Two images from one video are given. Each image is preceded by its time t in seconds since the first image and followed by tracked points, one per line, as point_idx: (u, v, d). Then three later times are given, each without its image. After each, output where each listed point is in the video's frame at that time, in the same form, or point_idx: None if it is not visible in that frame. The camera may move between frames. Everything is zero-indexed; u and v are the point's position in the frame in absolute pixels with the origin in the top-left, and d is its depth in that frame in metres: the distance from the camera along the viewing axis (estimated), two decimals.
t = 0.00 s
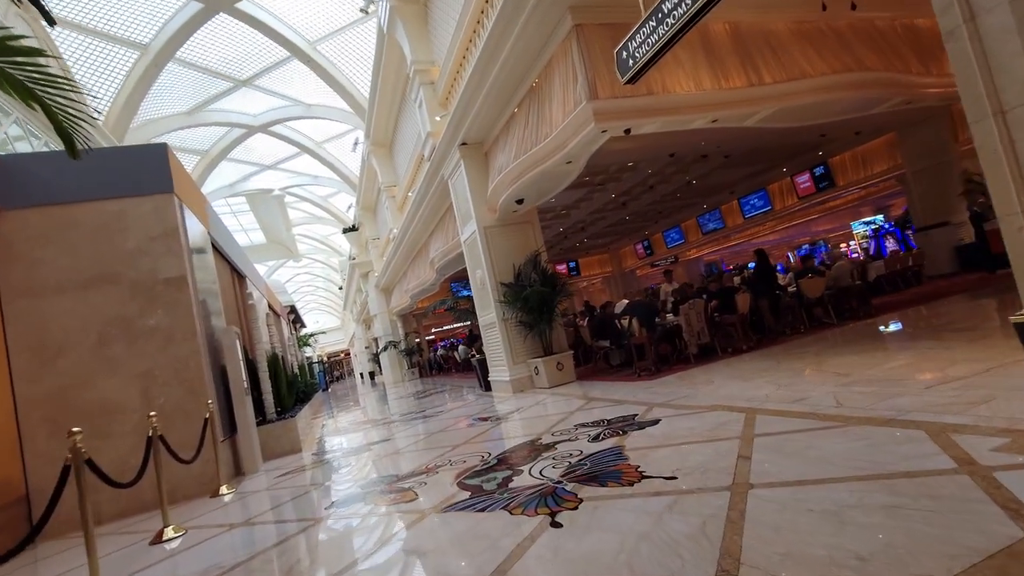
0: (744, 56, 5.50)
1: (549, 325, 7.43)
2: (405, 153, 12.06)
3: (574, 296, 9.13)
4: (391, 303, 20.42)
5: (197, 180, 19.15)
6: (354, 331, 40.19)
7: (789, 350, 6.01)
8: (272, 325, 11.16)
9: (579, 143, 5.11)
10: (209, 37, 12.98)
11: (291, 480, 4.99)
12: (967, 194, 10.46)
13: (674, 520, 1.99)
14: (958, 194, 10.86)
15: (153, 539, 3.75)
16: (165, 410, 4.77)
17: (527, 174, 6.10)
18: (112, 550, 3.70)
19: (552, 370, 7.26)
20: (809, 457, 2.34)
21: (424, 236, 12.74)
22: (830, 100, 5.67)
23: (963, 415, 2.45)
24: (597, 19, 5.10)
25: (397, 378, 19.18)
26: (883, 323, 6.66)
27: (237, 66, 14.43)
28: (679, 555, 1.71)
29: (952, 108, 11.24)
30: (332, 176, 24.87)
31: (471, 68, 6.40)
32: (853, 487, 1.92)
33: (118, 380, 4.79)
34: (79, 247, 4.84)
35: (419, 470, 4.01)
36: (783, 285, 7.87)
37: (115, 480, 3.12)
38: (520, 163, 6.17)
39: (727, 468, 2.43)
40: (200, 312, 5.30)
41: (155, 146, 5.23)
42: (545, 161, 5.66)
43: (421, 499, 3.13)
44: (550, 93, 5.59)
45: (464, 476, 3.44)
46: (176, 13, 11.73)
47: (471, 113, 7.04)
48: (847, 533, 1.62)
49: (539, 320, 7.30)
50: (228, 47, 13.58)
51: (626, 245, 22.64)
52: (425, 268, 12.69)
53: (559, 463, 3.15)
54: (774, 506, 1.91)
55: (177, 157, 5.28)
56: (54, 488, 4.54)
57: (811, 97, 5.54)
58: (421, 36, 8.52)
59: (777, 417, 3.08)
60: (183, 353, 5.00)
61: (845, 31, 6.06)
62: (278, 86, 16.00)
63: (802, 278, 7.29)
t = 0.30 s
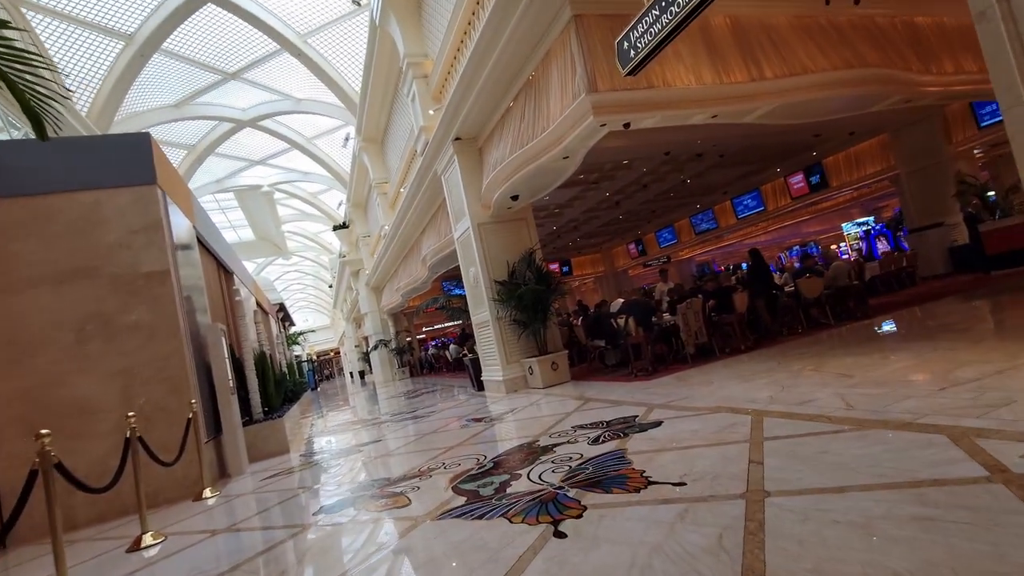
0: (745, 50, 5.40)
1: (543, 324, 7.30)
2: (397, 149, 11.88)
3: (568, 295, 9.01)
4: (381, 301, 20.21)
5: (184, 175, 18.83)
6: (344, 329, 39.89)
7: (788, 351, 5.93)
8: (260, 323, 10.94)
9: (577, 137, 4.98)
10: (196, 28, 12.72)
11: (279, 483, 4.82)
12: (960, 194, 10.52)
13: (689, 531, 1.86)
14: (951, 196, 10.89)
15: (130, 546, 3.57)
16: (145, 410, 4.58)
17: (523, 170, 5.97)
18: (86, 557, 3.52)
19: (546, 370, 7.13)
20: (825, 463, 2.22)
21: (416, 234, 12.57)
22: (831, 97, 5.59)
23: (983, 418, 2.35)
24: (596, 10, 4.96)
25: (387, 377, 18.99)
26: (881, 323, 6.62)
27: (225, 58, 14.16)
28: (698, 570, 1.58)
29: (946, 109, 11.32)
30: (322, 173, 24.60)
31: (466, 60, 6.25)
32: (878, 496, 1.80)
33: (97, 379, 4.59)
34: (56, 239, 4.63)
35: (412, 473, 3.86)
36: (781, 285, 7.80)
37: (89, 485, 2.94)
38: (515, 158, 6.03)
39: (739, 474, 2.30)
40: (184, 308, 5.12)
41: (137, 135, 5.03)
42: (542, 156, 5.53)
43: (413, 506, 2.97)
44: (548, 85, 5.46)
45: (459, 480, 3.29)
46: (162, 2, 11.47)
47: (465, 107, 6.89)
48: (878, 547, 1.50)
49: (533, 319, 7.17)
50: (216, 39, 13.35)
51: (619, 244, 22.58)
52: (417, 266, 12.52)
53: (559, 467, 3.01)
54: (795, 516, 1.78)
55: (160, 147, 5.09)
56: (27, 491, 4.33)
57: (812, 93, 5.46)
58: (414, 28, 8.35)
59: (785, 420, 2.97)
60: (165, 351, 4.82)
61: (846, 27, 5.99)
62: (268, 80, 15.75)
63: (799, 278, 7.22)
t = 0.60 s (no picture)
0: (742, 47, 5.32)
1: (535, 324, 7.18)
2: (388, 146, 11.71)
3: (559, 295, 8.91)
4: (370, 300, 20.00)
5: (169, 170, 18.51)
6: (331, 328, 39.55)
7: (782, 353, 5.86)
8: (245, 321, 10.71)
9: (572, 133, 4.88)
10: (182, 19, 12.47)
11: (263, 487, 4.65)
12: (951, 199, 10.47)
13: (698, 543, 1.75)
14: (940, 200, 10.95)
15: (102, 554, 3.39)
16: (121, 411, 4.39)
17: (517, 167, 5.85)
18: (55, 566, 3.34)
19: (538, 371, 7.01)
20: (836, 470, 2.12)
21: (406, 232, 12.40)
22: (827, 97, 5.54)
23: (997, 423, 2.26)
24: (593, 4, 4.85)
25: (375, 377, 18.81)
26: (875, 326, 6.58)
27: (212, 51, 13.91)
28: None
29: (935, 114, 11.35)
30: (311, 170, 24.32)
31: (460, 54, 6.12)
32: (897, 507, 1.71)
33: (71, 378, 4.40)
34: (27, 232, 4.41)
35: (401, 478, 3.72)
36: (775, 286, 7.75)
37: (57, 491, 2.77)
38: (509, 154, 5.91)
39: (747, 481, 2.20)
40: (165, 305, 4.94)
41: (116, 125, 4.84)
42: (537, 152, 5.42)
43: (402, 514, 2.82)
44: (543, 81, 5.34)
45: (451, 486, 3.15)
46: None
47: (457, 103, 6.76)
48: (905, 564, 1.40)
49: (525, 319, 7.05)
50: (202, 32, 13.10)
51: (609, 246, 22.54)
52: (407, 265, 12.35)
53: (554, 472, 2.89)
54: (812, 529, 1.68)
55: (140, 137, 4.91)
56: None
57: (809, 92, 5.40)
58: (406, 22, 8.21)
59: (787, 424, 2.88)
60: (144, 349, 4.64)
61: (844, 27, 5.95)
62: (255, 74, 15.50)
63: (793, 280, 7.17)
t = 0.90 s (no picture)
0: (742, 47, 5.25)
1: (526, 324, 7.07)
2: (378, 141, 11.54)
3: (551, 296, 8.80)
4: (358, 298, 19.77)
5: (154, 162, 18.16)
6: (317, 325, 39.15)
7: (776, 357, 5.81)
8: (229, 316, 10.47)
9: (569, 130, 4.78)
10: (168, 6, 12.19)
11: (244, 488, 4.49)
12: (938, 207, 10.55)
13: (708, 558, 1.64)
14: (929, 207, 11.04)
15: (69, 559, 3.21)
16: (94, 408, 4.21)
17: (511, 163, 5.73)
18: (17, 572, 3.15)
19: (529, 372, 6.90)
20: (848, 481, 2.03)
21: (396, 229, 12.24)
22: (826, 99, 5.49)
23: (1011, 433, 2.19)
24: None
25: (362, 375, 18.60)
26: (867, 332, 6.54)
27: (199, 40, 13.63)
28: None
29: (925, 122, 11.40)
30: (299, 165, 24.02)
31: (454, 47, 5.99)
32: (919, 521, 1.61)
33: (42, 372, 4.20)
34: None
35: (388, 481, 3.59)
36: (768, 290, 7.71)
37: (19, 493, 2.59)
38: (504, 151, 5.79)
39: (753, 491, 2.09)
40: (143, 298, 4.75)
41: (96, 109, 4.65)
42: (532, 148, 5.30)
43: (389, 520, 2.69)
44: (540, 76, 5.22)
45: (440, 490, 3.02)
46: None
47: (451, 97, 6.63)
48: None
49: (516, 319, 6.94)
50: (190, 20, 12.83)
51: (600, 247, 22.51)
52: (396, 263, 12.18)
53: (550, 478, 2.77)
54: (830, 544, 1.58)
55: (120, 122, 4.71)
56: None
57: (808, 94, 5.34)
58: (399, 14, 8.06)
59: (790, 430, 2.79)
60: (120, 343, 4.45)
61: (843, 29, 5.91)
62: (243, 64, 15.23)
63: (786, 284, 7.11)
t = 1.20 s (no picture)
0: (741, 49, 5.20)
1: (516, 326, 6.96)
2: (368, 138, 11.37)
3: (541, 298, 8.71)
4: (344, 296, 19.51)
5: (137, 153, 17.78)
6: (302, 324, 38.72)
7: (769, 363, 5.75)
8: (211, 313, 10.22)
9: (565, 128, 4.67)
10: None
11: (222, 491, 4.31)
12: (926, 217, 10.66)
13: None
14: (915, 217, 11.14)
15: (29, 568, 3.02)
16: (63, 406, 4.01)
17: (504, 161, 5.61)
18: None
19: (518, 375, 6.79)
20: (859, 494, 1.94)
21: (384, 227, 12.06)
22: (822, 104, 5.46)
23: (1022, 445, 2.12)
24: None
25: (346, 375, 18.36)
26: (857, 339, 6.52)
27: (185, 29, 13.34)
28: None
29: (914, 132, 11.54)
30: (286, 160, 23.70)
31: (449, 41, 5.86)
32: (938, 539, 1.53)
33: (8, 367, 4.00)
34: None
35: (373, 486, 3.44)
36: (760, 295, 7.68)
37: None
38: (497, 148, 5.67)
39: (759, 503, 2.00)
40: (120, 292, 4.56)
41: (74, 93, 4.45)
42: (526, 145, 5.18)
43: (373, 530, 2.55)
44: (536, 71, 5.12)
45: (428, 497, 2.89)
46: None
47: (444, 93, 6.50)
48: None
49: (506, 321, 6.83)
50: (176, 10, 12.56)
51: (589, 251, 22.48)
52: (384, 261, 12.00)
53: (542, 487, 2.64)
54: (846, 563, 1.49)
55: (99, 108, 4.52)
56: None
57: (805, 98, 5.30)
58: (392, 8, 7.92)
59: (792, 438, 2.71)
60: (93, 338, 4.25)
61: (840, 34, 5.89)
62: (231, 56, 14.95)
63: (779, 289, 7.07)
